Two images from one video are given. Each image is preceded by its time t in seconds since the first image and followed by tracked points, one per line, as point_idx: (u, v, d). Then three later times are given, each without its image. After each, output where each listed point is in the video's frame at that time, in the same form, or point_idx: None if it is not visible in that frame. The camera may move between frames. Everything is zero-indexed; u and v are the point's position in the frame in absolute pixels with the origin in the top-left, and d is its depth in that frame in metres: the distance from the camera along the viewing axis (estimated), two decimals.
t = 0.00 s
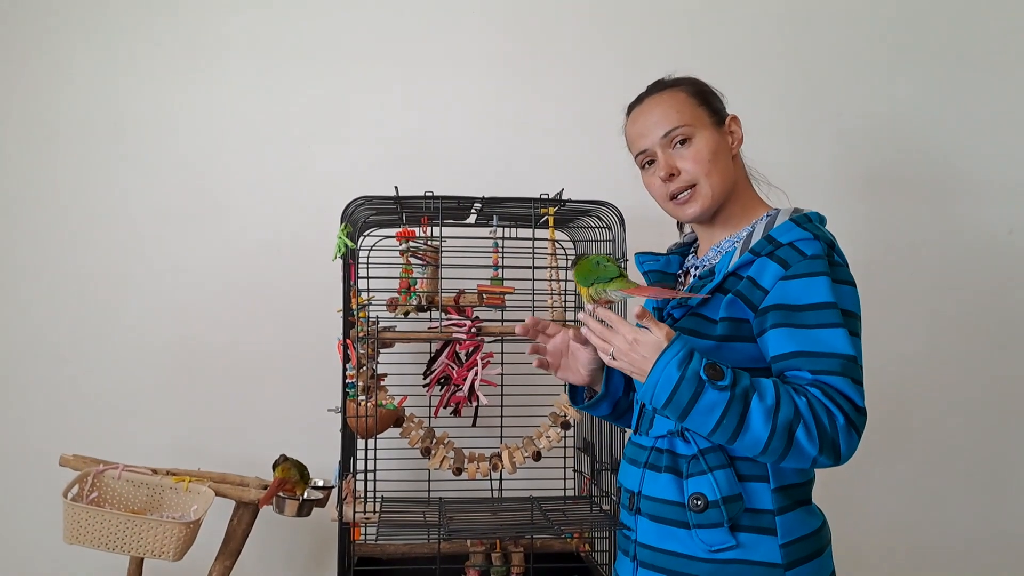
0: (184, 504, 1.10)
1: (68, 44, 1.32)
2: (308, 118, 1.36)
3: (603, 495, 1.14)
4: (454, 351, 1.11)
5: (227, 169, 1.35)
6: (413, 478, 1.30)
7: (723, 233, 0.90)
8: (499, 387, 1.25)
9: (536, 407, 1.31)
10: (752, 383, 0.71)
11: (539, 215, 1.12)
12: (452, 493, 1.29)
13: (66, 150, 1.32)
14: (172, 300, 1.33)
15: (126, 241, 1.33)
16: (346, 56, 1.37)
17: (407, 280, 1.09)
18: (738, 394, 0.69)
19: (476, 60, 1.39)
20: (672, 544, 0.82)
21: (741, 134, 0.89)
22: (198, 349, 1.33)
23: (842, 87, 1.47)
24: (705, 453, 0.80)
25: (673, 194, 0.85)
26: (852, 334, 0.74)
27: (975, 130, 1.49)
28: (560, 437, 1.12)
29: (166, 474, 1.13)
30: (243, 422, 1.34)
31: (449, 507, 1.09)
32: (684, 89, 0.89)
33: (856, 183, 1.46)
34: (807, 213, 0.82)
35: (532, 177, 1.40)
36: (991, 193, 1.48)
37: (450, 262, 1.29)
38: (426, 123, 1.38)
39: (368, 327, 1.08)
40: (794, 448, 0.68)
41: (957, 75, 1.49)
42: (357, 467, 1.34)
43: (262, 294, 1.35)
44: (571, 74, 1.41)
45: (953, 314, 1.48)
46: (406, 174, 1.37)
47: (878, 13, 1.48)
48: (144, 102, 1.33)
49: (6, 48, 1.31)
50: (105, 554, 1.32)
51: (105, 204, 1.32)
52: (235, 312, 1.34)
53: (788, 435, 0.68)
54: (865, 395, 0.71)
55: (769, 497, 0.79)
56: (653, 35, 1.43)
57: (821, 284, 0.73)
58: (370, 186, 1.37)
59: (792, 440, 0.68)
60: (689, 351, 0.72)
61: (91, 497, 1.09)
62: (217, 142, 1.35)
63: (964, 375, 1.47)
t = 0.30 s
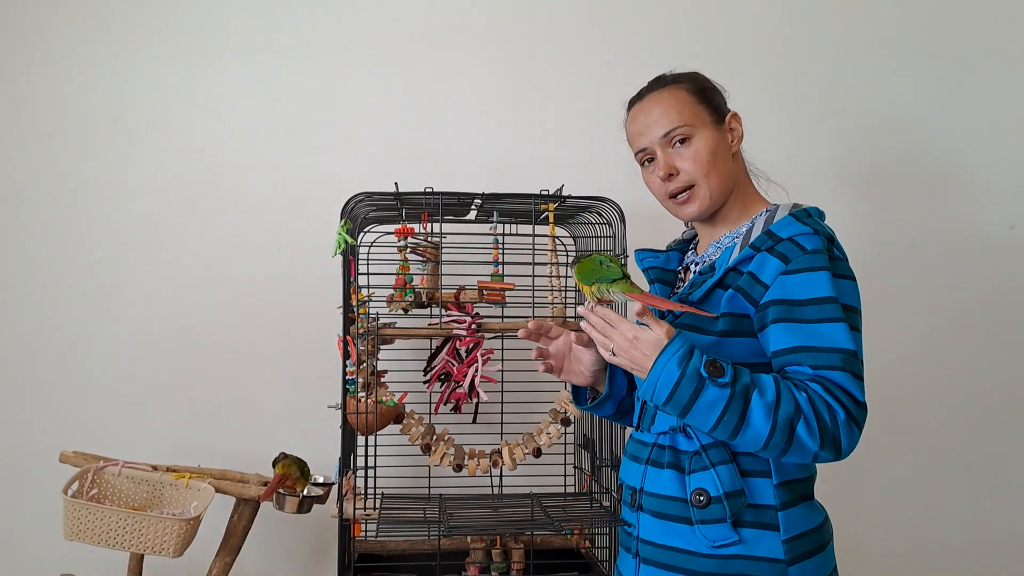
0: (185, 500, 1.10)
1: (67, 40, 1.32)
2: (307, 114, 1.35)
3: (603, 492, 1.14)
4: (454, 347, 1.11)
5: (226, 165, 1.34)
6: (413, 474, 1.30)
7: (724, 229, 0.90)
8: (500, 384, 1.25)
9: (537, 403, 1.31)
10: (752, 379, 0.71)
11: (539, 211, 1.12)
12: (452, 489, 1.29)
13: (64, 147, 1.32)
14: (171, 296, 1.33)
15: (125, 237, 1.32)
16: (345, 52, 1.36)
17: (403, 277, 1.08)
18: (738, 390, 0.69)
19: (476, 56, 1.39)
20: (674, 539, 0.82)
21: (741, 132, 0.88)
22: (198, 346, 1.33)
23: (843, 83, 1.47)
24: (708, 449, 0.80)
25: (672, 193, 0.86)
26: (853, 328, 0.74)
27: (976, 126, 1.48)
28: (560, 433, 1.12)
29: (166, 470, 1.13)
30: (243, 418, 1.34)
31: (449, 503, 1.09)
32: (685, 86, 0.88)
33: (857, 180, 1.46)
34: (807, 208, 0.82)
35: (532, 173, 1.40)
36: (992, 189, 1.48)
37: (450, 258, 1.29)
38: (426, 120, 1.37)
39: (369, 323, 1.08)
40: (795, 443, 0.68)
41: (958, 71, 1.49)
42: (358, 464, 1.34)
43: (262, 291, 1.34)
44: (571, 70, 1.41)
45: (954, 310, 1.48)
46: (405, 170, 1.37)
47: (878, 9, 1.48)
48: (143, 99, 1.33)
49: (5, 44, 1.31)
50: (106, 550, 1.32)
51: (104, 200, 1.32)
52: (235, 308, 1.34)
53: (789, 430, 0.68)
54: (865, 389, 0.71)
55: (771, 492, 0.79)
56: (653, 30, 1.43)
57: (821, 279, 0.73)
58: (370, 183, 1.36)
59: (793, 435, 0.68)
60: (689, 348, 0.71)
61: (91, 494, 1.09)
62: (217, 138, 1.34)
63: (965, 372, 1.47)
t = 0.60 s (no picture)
0: (188, 498, 1.10)
1: (71, 36, 1.32)
2: (311, 112, 1.35)
3: (606, 489, 1.14)
4: (458, 344, 1.11)
5: (229, 163, 1.34)
6: (417, 471, 1.30)
7: (729, 227, 0.89)
8: (503, 381, 1.25)
9: (541, 401, 1.31)
10: (755, 379, 0.70)
11: (543, 208, 1.13)
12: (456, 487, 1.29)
13: (67, 145, 1.32)
14: (174, 294, 1.33)
15: (127, 235, 1.32)
16: (349, 48, 1.36)
17: (409, 274, 1.08)
18: (740, 390, 0.69)
19: (478, 51, 1.38)
20: (677, 536, 0.82)
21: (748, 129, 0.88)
22: (200, 343, 1.33)
23: (846, 80, 1.46)
24: (712, 447, 0.80)
25: (676, 190, 0.86)
26: (857, 327, 0.73)
27: (980, 123, 1.48)
28: (564, 431, 1.12)
29: (169, 467, 1.13)
30: (246, 415, 1.34)
31: (453, 501, 1.09)
32: (690, 84, 0.88)
33: (861, 177, 1.45)
34: (813, 205, 0.81)
35: (535, 171, 1.39)
36: (996, 186, 1.48)
37: (454, 255, 1.29)
38: (429, 117, 1.37)
39: (372, 320, 1.08)
40: (797, 443, 0.68)
41: (962, 68, 1.49)
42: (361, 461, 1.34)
43: (266, 288, 1.34)
44: (575, 67, 1.41)
45: (958, 308, 1.47)
46: (409, 166, 1.37)
47: (883, 6, 1.48)
48: (146, 97, 1.33)
49: (9, 41, 1.31)
50: (111, 547, 1.32)
51: (107, 198, 1.32)
52: (238, 305, 1.34)
53: (791, 430, 0.68)
54: (869, 388, 0.71)
55: (775, 491, 0.78)
56: (656, 27, 1.42)
57: (826, 277, 0.73)
58: (373, 180, 1.36)
59: (795, 435, 0.68)
60: (690, 348, 0.71)
61: (95, 491, 1.09)
62: (220, 134, 1.34)
63: (968, 370, 1.47)
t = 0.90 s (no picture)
0: (192, 495, 1.10)
1: (73, 34, 1.32)
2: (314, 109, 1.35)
3: (610, 486, 1.14)
4: (461, 341, 1.12)
5: (233, 161, 1.34)
6: (420, 468, 1.30)
7: (730, 223, 0.88)
8: (506, 379, 1.25)
9: (544, 398, 1.31)
10: (756, 378, 0.71)
11: (546, 206, 1.13)
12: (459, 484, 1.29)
13: (71, 143, 1.32)
14: (178, 292, 1.33)
15: (131, 232, 1.32)
16: (352, 46, 1.36)
17: (414, 271, 1.09)
18: (740, 391, 0.70)
19: (481, 49, 1.38)
20: (679, 532, 0.82)
21: (739, 136, 0.84)
22: (204, 341, 1.33)
23: (848, 78, 1.47)
24: (714, 443, 0.80)
25: (655, 197, 0.89)
26: (860, 325, 0.73)
27: (982, 120, 1.48)
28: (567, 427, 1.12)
29: (173, 464, 1.13)
30: (250, 412, 1.34)
31: (457, 498, 1.09)
32: (681, 88, 0.86)
33: (863, 175, 1.46)
34: (817, 202, 0.81)
35: (538, 168, 1.40)
36: (998, 185, 1.48)
37: (457, 252, 1.29)
38: (433, 115, 1.37)
39: (376, 317, 1.08)
40: (798, 442, 0.68)
41: (963, 66, 1.49)
42: (365, 458, 1.34)
43: (270, 285, 1.35)
44: (578, 65, 1.41)
45: (960, 306, 1.47)
46: (411, 164, 1.37)
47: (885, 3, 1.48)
48: (149, 95, 1.33)
49: (11, 39, 1.31)
50: (115, 544, 1.32)
51: (111, 196, 1.32)
52: (241, 303, 1.34)
53: (792, 429, 0.68)
54: (872, 387, 0.71)
55: (778, 487, 0.78)
56: (658, 25, 1.42)
57: (829, 275, 0.73)
58: (377, 178, 1.36)
59: (796, 434, 0.68)
60: (691, 348, 0.71)
61: (99, 488, 1.09)
62: (223, 132, 1.34)
63: (971, 368, 1.47)
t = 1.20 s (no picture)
0: (195, 491, 1.10)
1: (75, 29, 1.31)
2: (317, 105, 1.35)
3: (613, 482, 1.15)
4: (464, 338, 1.11)
5: (236, 157, 1.34)
6: (423, 465, 1.31)
7: (730, 221, 0.88)
8: (509, 375, 1.26)
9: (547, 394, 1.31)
10: (754, 382, 0.71)
11: (549, 202, 1.13)
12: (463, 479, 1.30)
13: (74, 139, 1.32)
14: (181, 288, 1.33)
15: (134, 229, 1.32)
16: (355, 42, 1.36)
17: (413, 268, 1.08)
18: (738, 396, 0.70)
19: (484, 44, 1.38)
20: (681, 532, 0.82)
21: (733, 134, 0.83)
22: (208, 337, 1.34)
23: (851, 75, 1.46)
24: (715, 443, 0.80)
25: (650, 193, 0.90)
26: (859, 326, 0.73)
27: (985, 117, 1.48)
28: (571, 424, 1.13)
29: (176, 461, 1.13)
30: (253, 408, 1.34)
31: (460, 494, 1.09)
32: (677, 83, 0.86)
33: (866, 172, 1.46)
34: (818, 200, 0.81)
35: (541, 164, 1.40)
36: (1000, 182, 1.48)
37: (460, 249, 1.29)
38: (435, 111, 1.37)
39: (379, 313, 1.08)
40: (797, 446, 0.69)
41: (967, 63, 1.48)
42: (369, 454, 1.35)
43: (273, 282, 1.35)
44: (581, 61, 1.40)
45: (963, 303, 1.47)
46: (414, 160, 1.37)
47: None
48: (151, 90, 1.33)
49: (13, 32, 1.30)
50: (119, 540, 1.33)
51: (113, 193, 1.32)
52: (244, 299, 1.34)
53: (790, 434, 0.68)
54: (871, 389, 0.71)
55: (780, 487, 0.78)
56: (661, 20, 1.42)
57: (827, 277, 0.72)
58: (380, 174, 1.36)
59: (795, 438, 0.68)
60: (690, 353, 0.72)
61: (103, 484, 1.09)
62: (226, 127, 1.34)
63: (973, 365, 1.47)
